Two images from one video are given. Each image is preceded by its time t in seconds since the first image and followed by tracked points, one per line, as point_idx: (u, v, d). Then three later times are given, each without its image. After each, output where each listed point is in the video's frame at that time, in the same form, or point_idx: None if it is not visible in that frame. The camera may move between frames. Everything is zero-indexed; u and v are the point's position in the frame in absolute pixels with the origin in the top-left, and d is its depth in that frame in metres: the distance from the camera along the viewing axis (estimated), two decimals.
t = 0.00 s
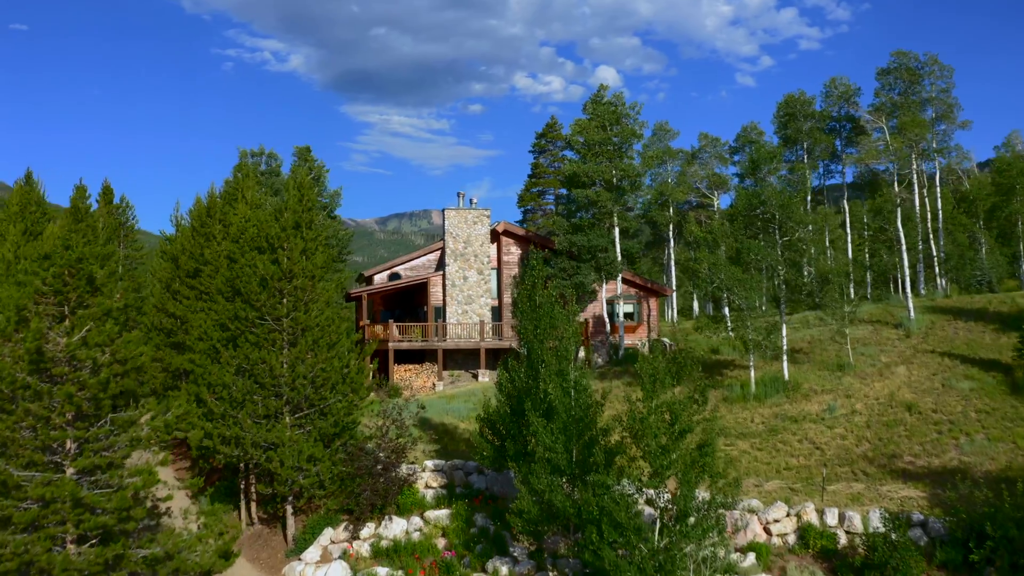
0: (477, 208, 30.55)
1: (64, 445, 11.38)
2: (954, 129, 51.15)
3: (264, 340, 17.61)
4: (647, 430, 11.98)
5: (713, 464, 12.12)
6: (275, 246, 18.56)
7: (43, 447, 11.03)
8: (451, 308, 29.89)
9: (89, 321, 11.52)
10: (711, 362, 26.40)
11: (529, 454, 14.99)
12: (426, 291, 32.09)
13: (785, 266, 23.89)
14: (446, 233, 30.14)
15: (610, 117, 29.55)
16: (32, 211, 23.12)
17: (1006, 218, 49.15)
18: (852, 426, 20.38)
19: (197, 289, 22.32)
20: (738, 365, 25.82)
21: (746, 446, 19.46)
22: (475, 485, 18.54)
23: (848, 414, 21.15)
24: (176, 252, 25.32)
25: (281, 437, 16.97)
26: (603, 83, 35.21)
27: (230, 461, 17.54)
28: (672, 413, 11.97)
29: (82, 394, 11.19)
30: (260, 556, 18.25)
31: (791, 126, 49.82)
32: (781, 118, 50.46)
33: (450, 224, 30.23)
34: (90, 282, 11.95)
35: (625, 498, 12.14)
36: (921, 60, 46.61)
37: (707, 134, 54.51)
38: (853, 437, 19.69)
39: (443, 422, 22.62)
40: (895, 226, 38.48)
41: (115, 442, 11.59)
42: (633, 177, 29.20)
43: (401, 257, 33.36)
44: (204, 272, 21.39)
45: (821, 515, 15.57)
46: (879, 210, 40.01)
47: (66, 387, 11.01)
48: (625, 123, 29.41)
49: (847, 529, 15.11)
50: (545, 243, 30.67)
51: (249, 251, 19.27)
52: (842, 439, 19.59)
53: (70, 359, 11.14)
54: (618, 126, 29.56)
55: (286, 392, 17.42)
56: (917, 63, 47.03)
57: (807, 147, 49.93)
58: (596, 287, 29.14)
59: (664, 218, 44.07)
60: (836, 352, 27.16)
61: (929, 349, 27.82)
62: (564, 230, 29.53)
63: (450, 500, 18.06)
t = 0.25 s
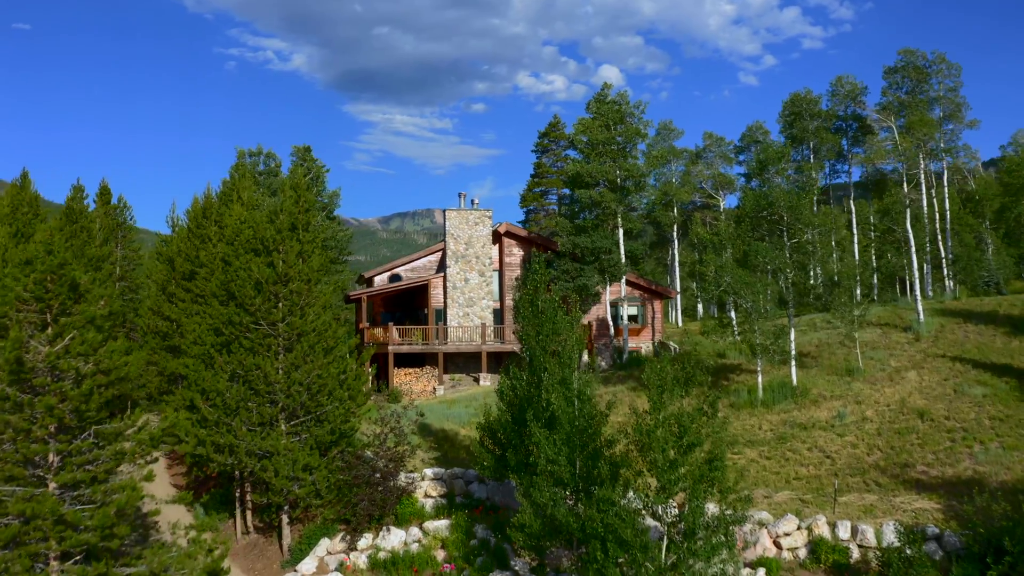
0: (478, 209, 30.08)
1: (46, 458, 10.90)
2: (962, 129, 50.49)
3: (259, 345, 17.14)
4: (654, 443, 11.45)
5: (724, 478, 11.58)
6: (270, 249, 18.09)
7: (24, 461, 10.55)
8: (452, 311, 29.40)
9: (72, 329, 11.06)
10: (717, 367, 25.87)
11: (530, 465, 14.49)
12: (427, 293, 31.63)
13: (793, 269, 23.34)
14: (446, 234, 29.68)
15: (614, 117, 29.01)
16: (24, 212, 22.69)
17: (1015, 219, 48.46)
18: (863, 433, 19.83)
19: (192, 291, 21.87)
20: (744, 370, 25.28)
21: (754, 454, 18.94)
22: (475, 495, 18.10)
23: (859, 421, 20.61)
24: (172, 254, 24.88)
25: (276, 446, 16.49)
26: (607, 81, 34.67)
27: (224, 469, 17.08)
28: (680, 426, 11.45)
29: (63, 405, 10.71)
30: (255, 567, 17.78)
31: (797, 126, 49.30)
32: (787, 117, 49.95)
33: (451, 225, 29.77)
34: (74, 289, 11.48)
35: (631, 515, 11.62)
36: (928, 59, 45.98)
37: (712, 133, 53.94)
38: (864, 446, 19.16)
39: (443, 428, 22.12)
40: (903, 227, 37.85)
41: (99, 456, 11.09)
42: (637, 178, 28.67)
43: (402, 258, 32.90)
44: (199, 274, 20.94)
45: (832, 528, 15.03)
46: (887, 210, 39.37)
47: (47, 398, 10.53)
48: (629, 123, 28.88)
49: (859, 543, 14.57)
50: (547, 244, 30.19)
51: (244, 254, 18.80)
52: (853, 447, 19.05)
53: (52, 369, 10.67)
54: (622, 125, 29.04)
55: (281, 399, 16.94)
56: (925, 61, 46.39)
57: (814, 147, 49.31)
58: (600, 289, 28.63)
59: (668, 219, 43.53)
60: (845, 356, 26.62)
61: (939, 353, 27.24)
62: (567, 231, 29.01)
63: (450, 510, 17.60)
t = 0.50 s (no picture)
0: (479, 209, 29.64)
1: (26, 473, 10.44)
2: (969, 128, 49.81)
3: (252, 352, 16.67)
4: (661, 457, 10.91)
5: (733, 494, 11.03)
6: (265, 251, 17.61)
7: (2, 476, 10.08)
8: (453, 313, 28.91)
9: (53, 338, 10.60)
10: (723, 371, 25.35)
11: (531, 476, 14.00)
12: (427, 295, 31.14)
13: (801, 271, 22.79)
14: (447, 235, 29.23)
15: (617, 116, 28.49)
16: (17, 213, 22.27)
17: None
18: (874, 441, 19.30)
19: (187, 295, 21.42)
20: (751, 374, 24.76)
21: (762, 463, 18.44)
22: (475, 505, 17.63)
23: (869, 428, 20.06)
24: (167, 256, 24.45)
25: (269, 455, 16.01)
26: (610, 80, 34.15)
27: (217, 478, 16.64)
28: (687, 439, 10.93)
29: (43, 418, 10.23)
30: None
31: (803, 125, 48.76)
32: (792, 116, 49.44)
33: (451, 226, 29.33)
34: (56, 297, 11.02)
35: (637, 532, 11.10)
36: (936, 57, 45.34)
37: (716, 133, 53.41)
38: (875, 454, 18.62)
39: (442, 434, 21.61)
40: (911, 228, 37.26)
41: (81, 470, 10.61)
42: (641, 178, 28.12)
43: (402, 259, 32.40)
44: (193, 277, 20.49)
45: (844, 542, 14.49)
46: (894, 211, 38.76)
47: (25, 410, 10.07)
48: (633, 122, 28.35)
49: (872, 558, 14.02)
50: (549, 246, 29.71)
51: (238, 256, 18.34)
52: (864, 456, 18.53)
53: (31, 381, 10.21)
54: (626, 125, 28.52)
55: (275, 407, 16.44)
56: (932, 60, 45.74)
57: (819, 146, 48.72)
58: (603, 291, 28.12)
59: (672, 220, 42.98)
60: (853, 360, 26.07)
61: (949, 357, 26.64)
62: (569, 232, 28.48)
63: (449, 521, 17.12)
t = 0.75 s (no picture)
0: (480, 210, 29.15)
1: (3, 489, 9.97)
2: (977, 127, 49.16)
3: (245, 358, 16.16)
4: (668, 474, 10.41)
5: (744, 512, 10.51)
6: (258, 254, 17.11)
7: None
8: (453, 316, 28.40)
9: (32, 348, 10.14)
10: (728, 376, 24.81)
11: (532, 490, 13.48)
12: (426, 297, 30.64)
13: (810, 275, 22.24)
14: (447, 237, 28.74)
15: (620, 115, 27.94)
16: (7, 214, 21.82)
17: None
18: (885, 450, 18.74)
19: (181, 298, 20.94)
20: (757, 379, 24.21)
21: (770, 473, 17.91)
22: (475, 516, 17.14)
23: (879, 437, 19.51)
24: (161, 258, 23.97)
25: (262, 466, 15.50)
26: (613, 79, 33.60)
27: (209, 488, 16.15)
28: (696, 455, 10.43)
29: (20, 432, 9.75)
30: None
31: (808, 124, 48.21)
32: (797, 115, 48.93)
33: (451, 227, 28.84)
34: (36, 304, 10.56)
35: (643, 552, 10.57)
36: (943, 56, 44.71)
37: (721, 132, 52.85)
38: (887, 464, 18.07)
39: (441, 441, 21.10)
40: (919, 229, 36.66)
41: (60, 487, 10.13)
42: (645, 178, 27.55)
43: (401, 261, 31.90)
44: (187, 280, 20.01)
45: (857, 557, 13.92)
46: (901, 211, 38.14)
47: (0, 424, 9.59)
48: (637, 122, 27.80)
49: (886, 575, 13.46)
50: (551, 247, 29.20)
51: (232, 259, 17.84)
52: (875, 466, 17.99)
53: (7, 393, 9.73)
54: (630, 124, 27.99)
55: (269, 415, 15.93)
56: (939, 58, 45.11)
57: (825, 146, 48.11)
58: (606, 294, 27.58)
59: (675, 220, 42.43)
60: (862, 365, 25.51)
61: (960, 362, 26.05)
62: (572, 234, 27.94)
63: (448, 533, 16.62)
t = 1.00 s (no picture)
0: (480, 211, 28.69)
1: None
2: (985, 127, 48.49)
3: (238, 364, 15.65)
4: (676, 492, 9.88)
5: (756, 533, 9.97)
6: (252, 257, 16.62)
7: None
8: (453, 319, 27.90)
9: (9, 360, 9.70)
10: (734, 381, 24.30)
11: (534, 504, 12.97)
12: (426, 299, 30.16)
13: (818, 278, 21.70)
14: (447, 238, 28.25)
15: (624, 114, 27.40)
16: None
17: None
18: (896, 459, 18.20)
19: (175, 301, 20.47)
20: (763, 384, 23.70)
21: (778, 483, 17.41)
22: (474, 527, 16.70)
23: (890, 445, 18.96)
24: (156, 260, 23.51)
25: (255, 476, 14.99)
26: (616, 77, 33.08)
27: (201, 499, 15.68)
28: (705, 472, 9.90)
29: None
30: None
31: (814, 123, 47.66)
32: (802, 114, 48.39)
33: (451, 228, 28.35)
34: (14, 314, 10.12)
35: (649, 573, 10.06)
36: (950, 54, 44.00)
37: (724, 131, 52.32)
38: (899, 474, 17.52)
39: (441, 448, 20.61)
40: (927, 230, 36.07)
41: (38, 506, 9.68)
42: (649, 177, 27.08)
43: (401, 263, 31.42)
44: (181, 283, 19.55)
45: (871, 574, 13.31)
46: (909, 211, 37.53)
47: None
48: (640, 121, 27.27)
49: None
50: (553, 249, 28.72)
51: (225, 262, 17.37)
52: (886, 476, 17.46)
53: None
54: (633, 123, 27.46)
55: (262, 424, 15.41)
56: (946, 56, 44.39)
57: (830, 145, 47.50)
58: (609, 297, 27.09)
59: (679, 221, 41.90)
60: (870, 370, 24.96)
61: (971, 366, 25.45)
62: (574, 235, 27.41)
63: (447, 545, 16.15)
